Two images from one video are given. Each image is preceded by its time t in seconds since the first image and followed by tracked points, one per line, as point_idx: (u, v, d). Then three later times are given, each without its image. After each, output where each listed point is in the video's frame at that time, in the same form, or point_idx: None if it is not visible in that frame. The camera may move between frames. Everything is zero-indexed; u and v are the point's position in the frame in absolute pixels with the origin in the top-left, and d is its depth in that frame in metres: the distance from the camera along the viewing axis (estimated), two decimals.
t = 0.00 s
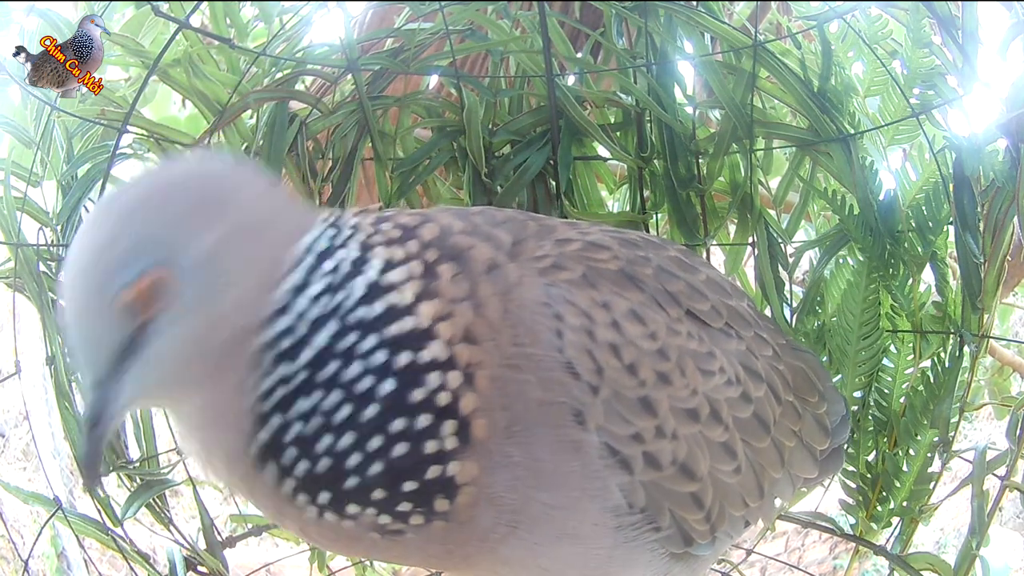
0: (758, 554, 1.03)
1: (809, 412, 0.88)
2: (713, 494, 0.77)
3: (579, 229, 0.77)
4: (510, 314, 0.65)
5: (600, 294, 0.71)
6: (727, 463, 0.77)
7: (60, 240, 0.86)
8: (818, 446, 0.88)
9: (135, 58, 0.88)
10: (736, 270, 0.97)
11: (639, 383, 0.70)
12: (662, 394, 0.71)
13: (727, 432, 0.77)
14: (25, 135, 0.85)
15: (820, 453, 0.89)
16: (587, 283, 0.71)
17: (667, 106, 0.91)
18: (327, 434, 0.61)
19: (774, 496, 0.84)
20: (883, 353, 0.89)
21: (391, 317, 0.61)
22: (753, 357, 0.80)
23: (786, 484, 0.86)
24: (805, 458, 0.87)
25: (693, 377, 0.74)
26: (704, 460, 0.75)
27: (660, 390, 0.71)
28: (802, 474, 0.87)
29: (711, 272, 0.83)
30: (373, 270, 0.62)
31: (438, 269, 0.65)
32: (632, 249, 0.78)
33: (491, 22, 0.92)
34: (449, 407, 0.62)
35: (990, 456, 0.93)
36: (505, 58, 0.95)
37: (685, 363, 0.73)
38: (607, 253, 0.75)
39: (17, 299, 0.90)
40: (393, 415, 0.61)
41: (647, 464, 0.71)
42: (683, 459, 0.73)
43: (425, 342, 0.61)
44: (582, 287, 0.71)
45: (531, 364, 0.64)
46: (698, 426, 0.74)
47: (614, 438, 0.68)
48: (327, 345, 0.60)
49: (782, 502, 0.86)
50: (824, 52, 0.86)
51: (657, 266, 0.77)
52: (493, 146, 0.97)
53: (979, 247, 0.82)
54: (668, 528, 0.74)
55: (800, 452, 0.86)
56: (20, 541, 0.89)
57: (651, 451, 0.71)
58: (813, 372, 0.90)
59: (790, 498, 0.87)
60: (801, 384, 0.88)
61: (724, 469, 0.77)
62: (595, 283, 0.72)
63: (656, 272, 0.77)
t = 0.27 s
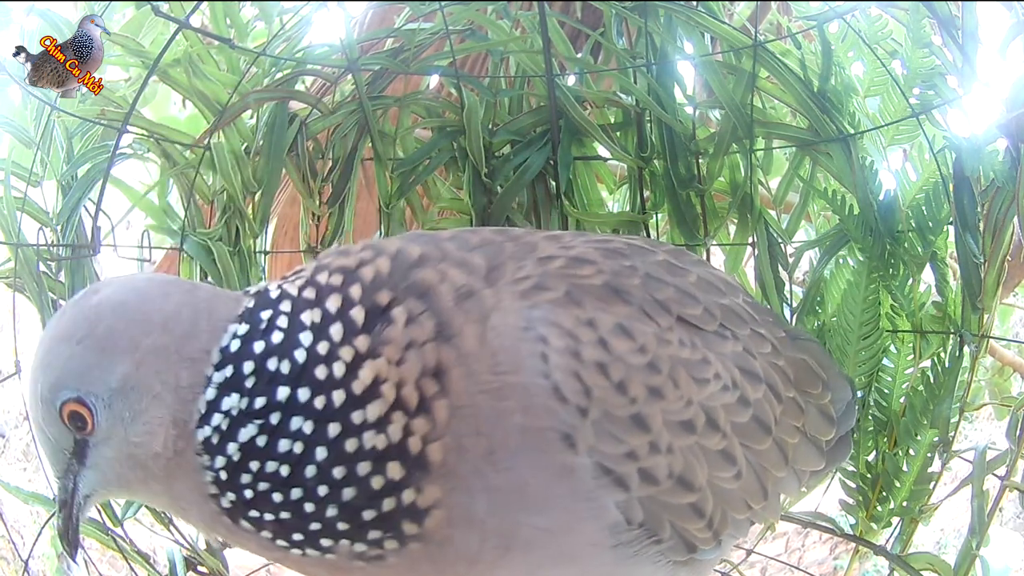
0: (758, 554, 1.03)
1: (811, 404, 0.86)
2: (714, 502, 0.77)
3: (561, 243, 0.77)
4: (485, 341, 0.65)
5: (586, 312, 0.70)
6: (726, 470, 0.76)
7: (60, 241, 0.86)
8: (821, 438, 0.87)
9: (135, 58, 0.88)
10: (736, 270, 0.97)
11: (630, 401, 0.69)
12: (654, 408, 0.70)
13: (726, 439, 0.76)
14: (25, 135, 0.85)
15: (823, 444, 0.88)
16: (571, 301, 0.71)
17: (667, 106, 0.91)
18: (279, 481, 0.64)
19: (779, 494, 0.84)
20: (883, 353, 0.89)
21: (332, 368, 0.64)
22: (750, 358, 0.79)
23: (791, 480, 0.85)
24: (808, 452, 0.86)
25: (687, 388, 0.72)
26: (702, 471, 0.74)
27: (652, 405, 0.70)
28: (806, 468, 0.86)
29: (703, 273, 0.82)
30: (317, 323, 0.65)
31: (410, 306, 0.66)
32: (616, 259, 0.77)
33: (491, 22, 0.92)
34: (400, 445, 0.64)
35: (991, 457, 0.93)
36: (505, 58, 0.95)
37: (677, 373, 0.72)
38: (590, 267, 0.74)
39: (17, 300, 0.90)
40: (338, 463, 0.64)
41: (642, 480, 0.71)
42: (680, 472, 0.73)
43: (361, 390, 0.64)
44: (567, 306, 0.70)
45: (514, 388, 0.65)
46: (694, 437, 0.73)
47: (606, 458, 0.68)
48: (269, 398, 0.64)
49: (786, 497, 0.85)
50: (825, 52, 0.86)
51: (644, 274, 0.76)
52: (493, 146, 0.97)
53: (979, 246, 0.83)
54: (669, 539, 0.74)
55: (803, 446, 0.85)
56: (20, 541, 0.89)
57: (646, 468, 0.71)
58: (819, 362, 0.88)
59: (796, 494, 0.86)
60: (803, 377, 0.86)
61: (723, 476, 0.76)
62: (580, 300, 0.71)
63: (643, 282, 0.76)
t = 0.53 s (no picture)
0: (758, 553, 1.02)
1: (808, 394, 0.83)
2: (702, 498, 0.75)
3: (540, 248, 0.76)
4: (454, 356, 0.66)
5: (557, 316, 0.70)
6: (714, 467, 0.74)
7: (60, 240, 0.86)
8: (821, 428, 0.83)
9: (135, 58, 0.88)
10: (736, 270, 0.97)
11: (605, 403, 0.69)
12: (632, 409, 0.70)
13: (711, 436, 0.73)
14: (25, 135, 0.85)
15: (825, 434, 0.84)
16: (542, 306, 0.70)
17: (667, 106, 0.91)
18: (255, 418, 0.68)
19: (777, 486, 0.80)
20: (883, 353, 0.89)
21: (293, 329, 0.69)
22: (735, 351, 0.76)
23: (789, 471, 0.81)
24: (807, 441, 0.82)
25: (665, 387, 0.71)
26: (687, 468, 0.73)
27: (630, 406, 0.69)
28: (808, 458, 0.82)
29: (686, 268, 0.79)
30: (289, 273, 0.73)
31: (385, 317, 0.68)
32: (593, 263, 0.75)
33: (492, 22, 0.92)
34: (345, 394, 0.66)
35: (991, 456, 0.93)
36: (505, 57, 0.95)
37: (656, 373, 0.71)
38: (563, 272, 0.73)
39: (17, 300, 0.90)
40: (293, 395, 0.67)
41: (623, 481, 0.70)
42: (662, 471, 0.72)
43: (318, 331, 0.69)
44: (540, 311, 0.70)
45: (484, 394, 0.66)
46: (675, 436, 0.71)
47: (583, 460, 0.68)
48: (242, 340, 0.70)
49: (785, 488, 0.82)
50: (824, 53, 0.87)
51: (620, 275, 0.74)
52: (493, 146, 0.97)
53: (979, 247, 0.83)
54: (657, 537, 0.74)
55: (802, 436, 0.81)
56: (20, 541, 0.89)
57: (627, 468, 0.70)
58: (819, 349, 0.85)
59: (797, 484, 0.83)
60: (797, 366, 0.82)
61: (710, 473, 0.74)
62: (551, 304, 0.71)
63: (619, 283, 0.74)
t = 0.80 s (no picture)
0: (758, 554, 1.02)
1: (811, 401, 0.82)
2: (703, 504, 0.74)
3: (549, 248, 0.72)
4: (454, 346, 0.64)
5: (563, 319, 0.67)
6: (715, 474, 0.73)
7: (60, 240, 0.86)
8: (824, 436, 0.83)
9: (135, 58, 0.88)
10: (736, 270, 0.97)
11: (610, 409, 0.67)
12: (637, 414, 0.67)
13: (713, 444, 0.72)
14: (25, 135, 0.85)
15: (828, 441, 0.84)
16: (551, 309, 0.67)
17: (667, 106, 0.91)
18: (256, 329, 0.67)
19: (777, 494, 0.80)
20: (883, 353, 0.89)
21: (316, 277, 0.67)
22: (740, 358, 0.75)
23: (790, 478, 0.81)
24: (809, 449, 0.81)
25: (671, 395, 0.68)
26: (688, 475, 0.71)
27: (633, 411, 0.67)
28: (810, 465, 0.81)
29: (694, 273, 0.78)
30: (328, 222, 0.71)
31: (402, 281, 0.66)
32: (601, 266, 0.71)
33: (492, 22, 0.92)
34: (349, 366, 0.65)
35: (991, 457, 0.93)
36: (505, 57, 0.95)
37: (661, 379, 0.68)
38: (572, 275, 0.69)
39: (17, 300, 0.90)
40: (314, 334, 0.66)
41: (624, 485, 0.69)
42: (665, 476, 0.70)
43: (337, 266, 0.67)
44: (546, 315, 0.66)
45: (484, 387, 0.64)
46: (678, 442, 0.70)
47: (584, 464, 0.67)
48: (264, 254, 0.70)
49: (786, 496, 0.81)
50: (824, 53, 0.87)
51: (629, 279, 0.71)
52: (493, 146, 0.97)
53: (979, 247, 0.83)
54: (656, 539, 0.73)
55: (803, 444, 0.81)
56: (20, 541, 0.89)
57: (628, 472, 0.69)
58: (822, 356, 0.85)
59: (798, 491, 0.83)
60: (800, 373, 0.82)
61: (712, 479, 0.73)
62: (558, 308, 0.67)
63: (627, 287, 0.71)
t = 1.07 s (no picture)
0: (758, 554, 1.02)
1: (813, 396, 0.82)
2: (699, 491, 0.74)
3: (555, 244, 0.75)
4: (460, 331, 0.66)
5: (562, 307, 0.70)
6: (710, 460, 0.74)
7: (60, 240, 0.86)
8: (826, 431, 0.83)
9: (135, 58, 0.88)
10: (736, 270, 0.97)
11: (605, 393, 0.69)
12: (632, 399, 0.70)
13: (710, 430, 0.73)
14: (25, 135, 0.85)
15: (829, 437, 0.83)
16: (550, 296, 0.70)
17: (667, 106, 0.91)
18: (275, 329, 0.69)
19: (778, 487, 0.80)
20: (883, 353, 0.89)
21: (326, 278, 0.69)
22: (738, 351, 0.76)
23: (791, 472, 0.80)
24: (811, 443, 0.81)
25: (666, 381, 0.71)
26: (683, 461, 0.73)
27: (629, 396, 0.69)
28: (811, 461, 0.81)
29: (693, 269, 0.79)
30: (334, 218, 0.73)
31: (416, 278, 0.69)
32: (602, 260, 0.74)
33: (492, 22, 0.92)
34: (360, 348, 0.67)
35: (991, 456, 0.92)
36: (505, 57, 0.95)
37: (656, 366, 0.71)
38: (573, 267, 0.72)
39: (17, 300, 0.90)
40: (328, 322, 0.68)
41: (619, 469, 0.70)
42: (659, 461, 0.72)
43: (349, 266, 0.69)
44: (545, 301, 0.70)
45: (484, 369, 0.66)
46: (674, 429, 0.71)
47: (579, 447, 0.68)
48: (276, 259, 0.71)
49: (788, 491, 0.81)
50: (824, 52, 0.87)
51: (627, 272, 0.74)
52: (493, 146, 0.97)
53: (979, 247, 0.83)
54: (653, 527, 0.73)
55: (804, 438, 0.81)
56: (20, 541, 0.89)
57: (624, 457, 0.70)
58: (825, 355, 0.85)
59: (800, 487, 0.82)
60: (802, 369, 0.82)
61: (707, 466, 0.74)
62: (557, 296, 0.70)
63: (626, 280, 0.74)
